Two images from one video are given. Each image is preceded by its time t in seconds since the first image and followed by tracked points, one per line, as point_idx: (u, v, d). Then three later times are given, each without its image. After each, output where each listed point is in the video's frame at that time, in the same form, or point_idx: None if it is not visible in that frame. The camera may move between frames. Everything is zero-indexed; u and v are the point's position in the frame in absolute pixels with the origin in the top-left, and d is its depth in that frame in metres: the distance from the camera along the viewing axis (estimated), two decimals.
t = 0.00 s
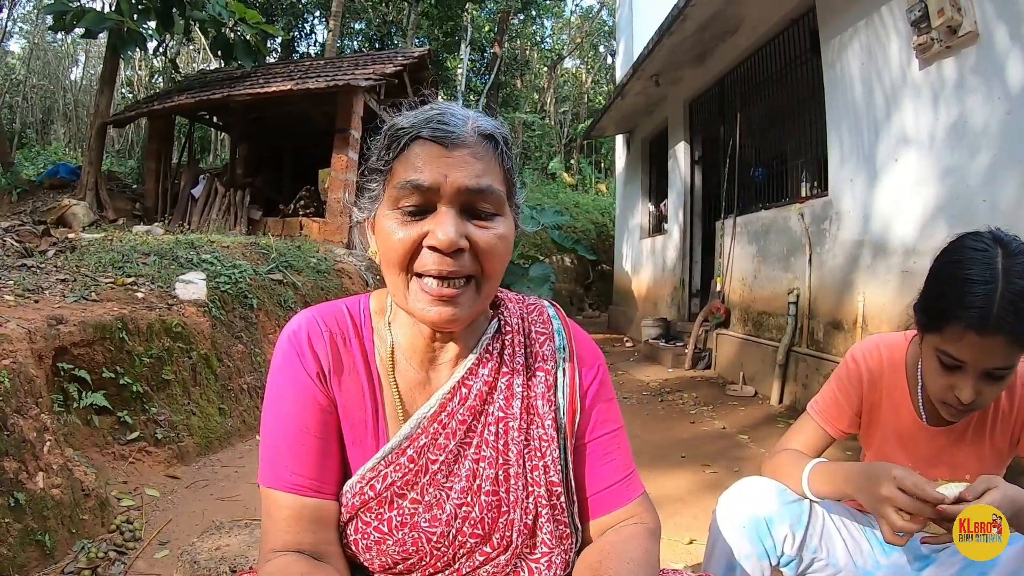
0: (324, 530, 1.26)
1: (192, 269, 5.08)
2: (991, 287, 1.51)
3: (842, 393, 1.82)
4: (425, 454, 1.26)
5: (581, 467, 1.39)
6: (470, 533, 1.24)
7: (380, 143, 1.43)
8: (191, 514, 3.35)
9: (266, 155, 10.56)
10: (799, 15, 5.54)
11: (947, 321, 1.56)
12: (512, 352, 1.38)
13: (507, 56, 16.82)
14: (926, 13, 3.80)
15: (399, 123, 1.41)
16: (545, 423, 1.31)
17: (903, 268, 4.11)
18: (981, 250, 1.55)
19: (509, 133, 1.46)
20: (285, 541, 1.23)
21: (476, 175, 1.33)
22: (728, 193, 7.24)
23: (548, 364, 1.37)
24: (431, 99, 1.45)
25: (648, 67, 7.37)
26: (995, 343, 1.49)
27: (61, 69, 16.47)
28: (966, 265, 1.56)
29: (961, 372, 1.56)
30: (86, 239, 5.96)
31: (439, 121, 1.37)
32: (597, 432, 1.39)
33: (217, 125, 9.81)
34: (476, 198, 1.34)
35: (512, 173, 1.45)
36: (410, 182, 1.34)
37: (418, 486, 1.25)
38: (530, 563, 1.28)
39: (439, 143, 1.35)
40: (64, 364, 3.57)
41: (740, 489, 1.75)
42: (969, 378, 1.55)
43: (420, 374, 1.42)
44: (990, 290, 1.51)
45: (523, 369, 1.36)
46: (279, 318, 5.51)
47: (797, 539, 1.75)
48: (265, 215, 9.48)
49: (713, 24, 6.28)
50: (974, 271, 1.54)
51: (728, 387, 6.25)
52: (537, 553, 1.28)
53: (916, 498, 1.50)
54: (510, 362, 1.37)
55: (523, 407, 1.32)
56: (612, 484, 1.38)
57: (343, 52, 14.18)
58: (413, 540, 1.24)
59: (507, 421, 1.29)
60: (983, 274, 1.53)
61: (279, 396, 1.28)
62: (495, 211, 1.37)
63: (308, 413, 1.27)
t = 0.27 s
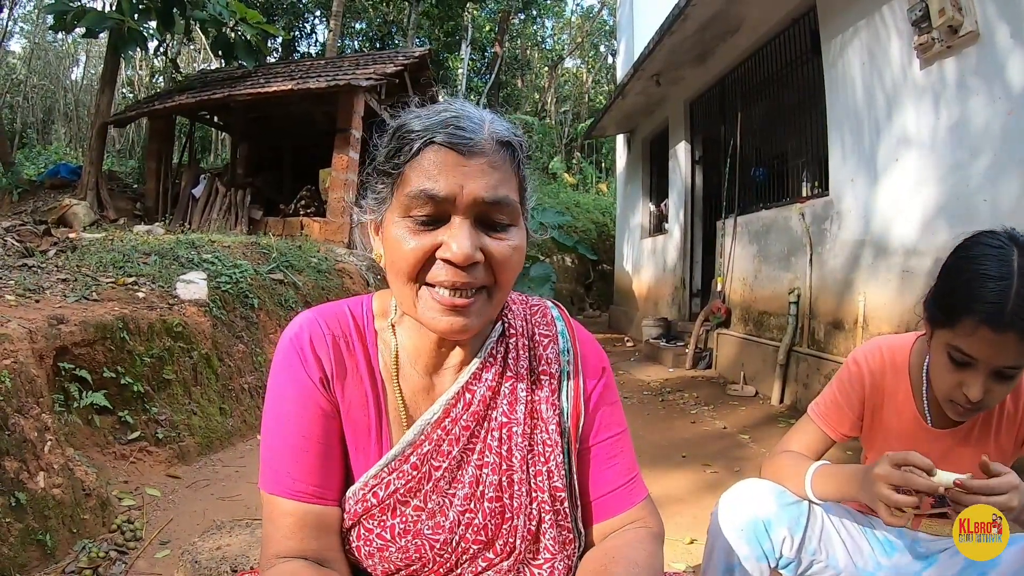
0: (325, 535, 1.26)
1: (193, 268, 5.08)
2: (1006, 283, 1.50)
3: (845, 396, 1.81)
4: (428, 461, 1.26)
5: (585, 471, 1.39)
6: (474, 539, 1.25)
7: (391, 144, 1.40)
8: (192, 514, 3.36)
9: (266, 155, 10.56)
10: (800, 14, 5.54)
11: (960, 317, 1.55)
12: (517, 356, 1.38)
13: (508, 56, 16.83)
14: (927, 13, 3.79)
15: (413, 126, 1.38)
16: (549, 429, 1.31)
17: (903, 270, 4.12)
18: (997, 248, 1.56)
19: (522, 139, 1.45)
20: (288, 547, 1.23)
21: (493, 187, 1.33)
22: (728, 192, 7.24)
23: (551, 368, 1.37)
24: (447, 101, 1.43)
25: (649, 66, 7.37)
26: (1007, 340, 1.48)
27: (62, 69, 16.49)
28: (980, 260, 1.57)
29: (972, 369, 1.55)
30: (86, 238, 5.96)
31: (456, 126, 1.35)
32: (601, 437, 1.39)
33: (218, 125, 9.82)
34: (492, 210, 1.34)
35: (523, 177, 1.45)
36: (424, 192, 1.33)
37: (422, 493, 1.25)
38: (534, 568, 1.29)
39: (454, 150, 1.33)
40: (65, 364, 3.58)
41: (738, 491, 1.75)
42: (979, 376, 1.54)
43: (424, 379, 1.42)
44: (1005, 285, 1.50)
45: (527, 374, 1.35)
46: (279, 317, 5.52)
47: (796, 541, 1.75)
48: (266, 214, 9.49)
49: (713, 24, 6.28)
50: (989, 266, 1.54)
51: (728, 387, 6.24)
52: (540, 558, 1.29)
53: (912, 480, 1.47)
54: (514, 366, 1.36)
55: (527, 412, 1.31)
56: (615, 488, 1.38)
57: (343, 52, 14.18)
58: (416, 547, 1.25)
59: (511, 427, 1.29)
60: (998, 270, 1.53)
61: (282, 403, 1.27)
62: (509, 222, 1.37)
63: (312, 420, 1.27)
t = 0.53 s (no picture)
0: (327, 536, 1.26)
1: (193, 268, 5.08)
2: (1010, 280, 1.50)
3: (844, 397, 1.81)
4: (430, 462, 1.26)
5: (585, 472, 1.39)
6: (475, 540, 1.25)
7: (391, 147, 1.40)
8: (192, 514, 3.36)
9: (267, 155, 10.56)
10: (801, 14, 5.54)
11: (965, 313, 1.55)
12: (518, 356, 1.38)
13: (508, 56, 16.83)
14: (928, 13, 3.79)
15: (414, 128, 1.38)
16: (551, 429, 1.30)
17: (904, 270, 4.11)
18: (1004, 246, 1.56)
19: (523, 142, 1.45)
20: (290, 547, 1.23)
21: (495, 191, 1.33)
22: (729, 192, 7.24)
23: (553, 369, 1.37)
24: (448, 102, 1.42)
25: (649, 66, 7.36)
26: (1010, 337, 1.47)
27: (62, 69, 16.49)
28: (986, 257, 1.57)
29: (972, 366, 1.55)
30: (87, 238, 5.96)
31: (458, 129, 1.35)
32: (601, 437, 1.39)
33: (218, 125, 9.82)
34: (494, 213, 1.34)
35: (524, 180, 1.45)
36: (425, 196, 1.33)
37: (423, 493, 1.25)
38: (534, 568, 1.28)
39: (455, 152, 1.33)
40: (65, 364, 3.58)
41: (738, 492, 1.75)
42: (979, 373, 1.54)
43: (425, 379, 1.42)
44: (1009, 282, 1.50)
45: (529, 374, 1.35)
46: (280, 317, 5.52)
47: (796, 542, 1.74)
48: (266, 214, 9.49)
49: (714, 24, 6.27)
50: (994, 263, 1.54)
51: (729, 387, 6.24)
52: (541, 559, 1.29)
53: (907, 462, 1.48)
54: (515, 367, 1.36)
55: (529, 413, 1.31)
56: (615, 488, 1.38)
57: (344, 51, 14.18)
58: (417, 547, 1.25)
59: (512, 428, 1.29)
60: (1003, 266, 1.53)
61: (284, 403, 1.27)
62: (510, 226, 1.37)
63: (314, 420, 1.27)
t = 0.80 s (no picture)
0: (327, 533, 1.26)
1: (194, 267, 5.08)
2: (1005, 277, 1.50)
3: (842, 397, 1.81)
4: (429, 458, 1.26)
5: (585, 469, 1.39)
6: (474, 536, 1.25)
7: (392, 144, 1.40)
8: (192, 513, 3.35)
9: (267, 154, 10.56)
10: (801, 14, 5.53)
11: (959, 309, 1.55)
12: (517, 353, 1.38)
13: (509, 55, 16.84)
14: (928, 12, 3.78)
15: (414, 126, 1.38)
16: (550, 425, 1.30)
17: (905, 270, 4.11)
18: (998, 243, 1.55)
19: (523, 140, 1.45)
20: (290, 544, 1.23)
21: (496, 187, 1.33)
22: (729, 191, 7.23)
23: (552, 365, 1.37)
24: (448, 101, 1.43)
25: (650, 66, 7.36)
26: (1005, 334, 1.47)
27: (63, 68, 16.50)
28: (981, 254, 1.57)
29: (967, 362, 1.55)
30: (88, 237, 5.96)
31: (458, 127, 1.35)
32: (601, 433, 1.39)
33: (219, 124, 9.82)
34: (495, 208, 1.34)
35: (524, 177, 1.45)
36: (427, 191, 1.32)
37: (422, 489, 1.25)
38: (534, 565, 1.28)
39: (456, 149, 1.33)
40: (66, 362, 3.58)
41: (739, 491, 1.75)
42: (974, 370, 1.54)
43: (425, 377, 1.42)
44: (1003, 279, 1.50)
45: (529, 371, 1.35)
46: (280, 316, 5.52)
47: (797, 541, 1.74)
48: (267, 213, 9.48)
49: (715, 23, 6.26)
50: (989, 260, 1.54)
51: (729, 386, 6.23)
52: (541, 555, 1.28)
53: (910, 456, 1.48)
54: (514, 363, 1.36)
55: (528, 409, 1.31)
56: (614, 485, 1.38)
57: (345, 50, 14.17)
58: (417, 543, 1.24)
59: (512, 424, 1.29)
60: (997, 263, 1.53)
61: (284, 400, 1.27)
62: (511, 221, 1.37)
63: (314, 416, 1.27)
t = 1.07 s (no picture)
0: (325, 530, 1.26)
1: (194, 266, 5.08)
2: (999, 278, 1.50)
3: (840, 397, 1.81)
4: (429, 455, 1.26)
5: (584, 467, 1.39)
6: (474, 533, 1.24)
7: (395, 140, 1.40)
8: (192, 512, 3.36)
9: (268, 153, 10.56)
10: (801, 14, 5.53)
11: (955, 310, 1.55)
12: (516, 351, 1.38)
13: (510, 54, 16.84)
14: (929, 12, 3.78)
15: (417, 122, 1.38)
16: (549, 423, 1.31)
17: (905, 270, 4.11)
18: (994, 244, 1.56)
19: (522, 135, 1.47)
20: (288, 541, 1.22)
21: (499, 178, 1.33)
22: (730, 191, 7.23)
23: (551, 363, 1.37)
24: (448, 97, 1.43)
25: (650, 65, 7.36)
26: (1001, 334, 1.47)
27: (63, 68, 16.51)
28: (976, 255, 1.57)
29: (963, 363, 1.54)
30: (88, 236, 5.96)
31: (460, 121, 1.36)
32: (601, 431, 1.39)
33: (219, 123, 9.82)
34: (499, 201, 1.34)
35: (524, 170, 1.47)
36: (433, 184, 1.32)
37: (422, 487, 1.25)
38: (533, 562, 1.28)
39: (461, 143, 1.34)
40: (66, 361, 3.58)
41: (737, 489, 1.76)
42: (970, 370, 1.54)
43: (424, 375, 1.42)
44: (998, 280, 1.50)
45: (528, 368, 1.35)
46: (280, 315, 5.52)
47: (795, 539, 1.74)
48: (267, 212, 9.48)
49: (715, 23, 6.26)
50: (984, 261, 1.55)
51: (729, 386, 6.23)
52: (540, 552, 1.28)
53: (910, 448, 1.48)
54: (514, 361, 1.36)
55: (527, 406, 1.31)
56: (614, 484, 1.38)
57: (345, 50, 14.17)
58: (416, 540, 1.24)
59: (511, 421, 1.29)
60: (992, 264, 1.53)
61: (283, 398, 1.27)
62: (513, 214, 1.38)
63: (313, 414, 1.27)
